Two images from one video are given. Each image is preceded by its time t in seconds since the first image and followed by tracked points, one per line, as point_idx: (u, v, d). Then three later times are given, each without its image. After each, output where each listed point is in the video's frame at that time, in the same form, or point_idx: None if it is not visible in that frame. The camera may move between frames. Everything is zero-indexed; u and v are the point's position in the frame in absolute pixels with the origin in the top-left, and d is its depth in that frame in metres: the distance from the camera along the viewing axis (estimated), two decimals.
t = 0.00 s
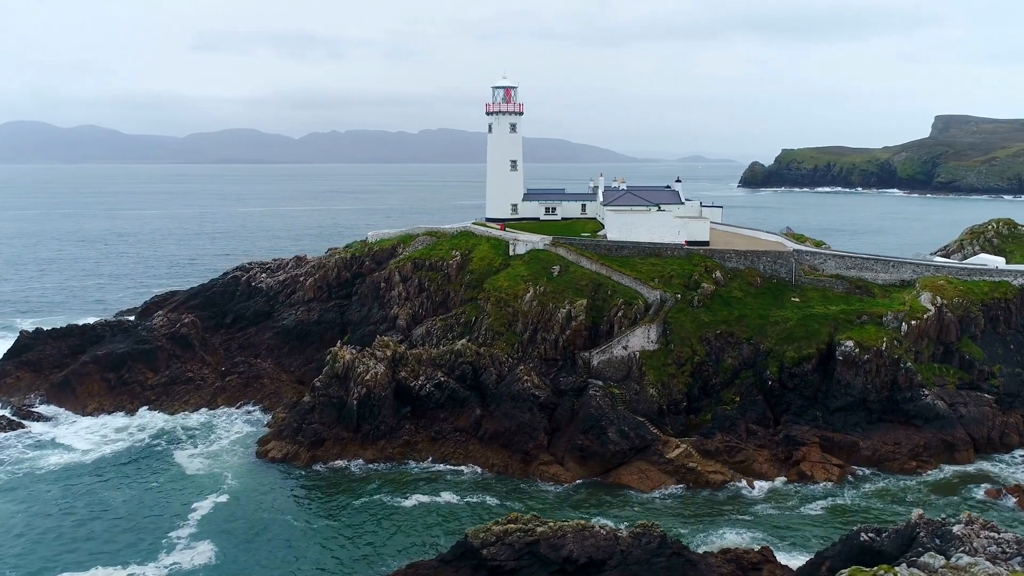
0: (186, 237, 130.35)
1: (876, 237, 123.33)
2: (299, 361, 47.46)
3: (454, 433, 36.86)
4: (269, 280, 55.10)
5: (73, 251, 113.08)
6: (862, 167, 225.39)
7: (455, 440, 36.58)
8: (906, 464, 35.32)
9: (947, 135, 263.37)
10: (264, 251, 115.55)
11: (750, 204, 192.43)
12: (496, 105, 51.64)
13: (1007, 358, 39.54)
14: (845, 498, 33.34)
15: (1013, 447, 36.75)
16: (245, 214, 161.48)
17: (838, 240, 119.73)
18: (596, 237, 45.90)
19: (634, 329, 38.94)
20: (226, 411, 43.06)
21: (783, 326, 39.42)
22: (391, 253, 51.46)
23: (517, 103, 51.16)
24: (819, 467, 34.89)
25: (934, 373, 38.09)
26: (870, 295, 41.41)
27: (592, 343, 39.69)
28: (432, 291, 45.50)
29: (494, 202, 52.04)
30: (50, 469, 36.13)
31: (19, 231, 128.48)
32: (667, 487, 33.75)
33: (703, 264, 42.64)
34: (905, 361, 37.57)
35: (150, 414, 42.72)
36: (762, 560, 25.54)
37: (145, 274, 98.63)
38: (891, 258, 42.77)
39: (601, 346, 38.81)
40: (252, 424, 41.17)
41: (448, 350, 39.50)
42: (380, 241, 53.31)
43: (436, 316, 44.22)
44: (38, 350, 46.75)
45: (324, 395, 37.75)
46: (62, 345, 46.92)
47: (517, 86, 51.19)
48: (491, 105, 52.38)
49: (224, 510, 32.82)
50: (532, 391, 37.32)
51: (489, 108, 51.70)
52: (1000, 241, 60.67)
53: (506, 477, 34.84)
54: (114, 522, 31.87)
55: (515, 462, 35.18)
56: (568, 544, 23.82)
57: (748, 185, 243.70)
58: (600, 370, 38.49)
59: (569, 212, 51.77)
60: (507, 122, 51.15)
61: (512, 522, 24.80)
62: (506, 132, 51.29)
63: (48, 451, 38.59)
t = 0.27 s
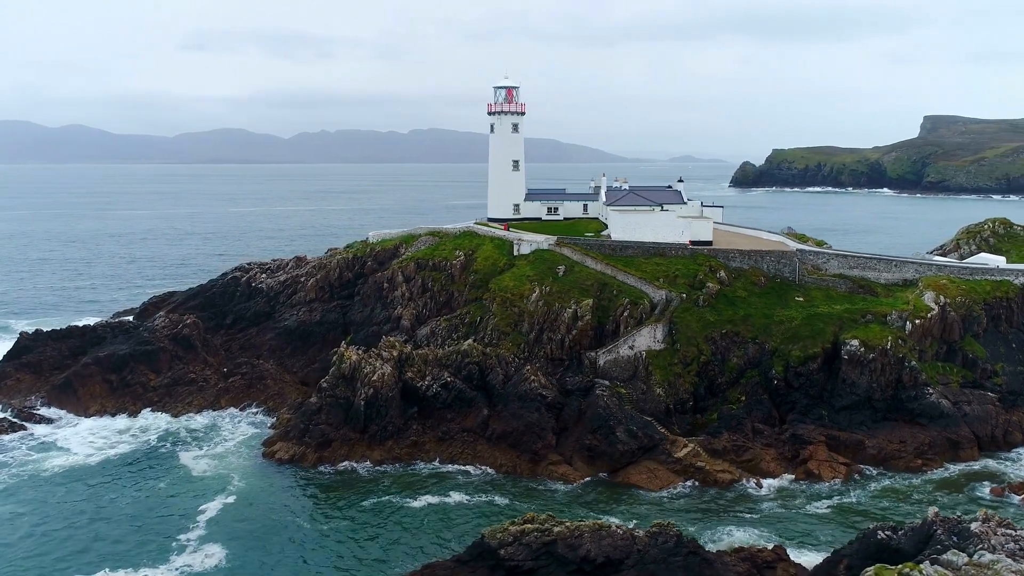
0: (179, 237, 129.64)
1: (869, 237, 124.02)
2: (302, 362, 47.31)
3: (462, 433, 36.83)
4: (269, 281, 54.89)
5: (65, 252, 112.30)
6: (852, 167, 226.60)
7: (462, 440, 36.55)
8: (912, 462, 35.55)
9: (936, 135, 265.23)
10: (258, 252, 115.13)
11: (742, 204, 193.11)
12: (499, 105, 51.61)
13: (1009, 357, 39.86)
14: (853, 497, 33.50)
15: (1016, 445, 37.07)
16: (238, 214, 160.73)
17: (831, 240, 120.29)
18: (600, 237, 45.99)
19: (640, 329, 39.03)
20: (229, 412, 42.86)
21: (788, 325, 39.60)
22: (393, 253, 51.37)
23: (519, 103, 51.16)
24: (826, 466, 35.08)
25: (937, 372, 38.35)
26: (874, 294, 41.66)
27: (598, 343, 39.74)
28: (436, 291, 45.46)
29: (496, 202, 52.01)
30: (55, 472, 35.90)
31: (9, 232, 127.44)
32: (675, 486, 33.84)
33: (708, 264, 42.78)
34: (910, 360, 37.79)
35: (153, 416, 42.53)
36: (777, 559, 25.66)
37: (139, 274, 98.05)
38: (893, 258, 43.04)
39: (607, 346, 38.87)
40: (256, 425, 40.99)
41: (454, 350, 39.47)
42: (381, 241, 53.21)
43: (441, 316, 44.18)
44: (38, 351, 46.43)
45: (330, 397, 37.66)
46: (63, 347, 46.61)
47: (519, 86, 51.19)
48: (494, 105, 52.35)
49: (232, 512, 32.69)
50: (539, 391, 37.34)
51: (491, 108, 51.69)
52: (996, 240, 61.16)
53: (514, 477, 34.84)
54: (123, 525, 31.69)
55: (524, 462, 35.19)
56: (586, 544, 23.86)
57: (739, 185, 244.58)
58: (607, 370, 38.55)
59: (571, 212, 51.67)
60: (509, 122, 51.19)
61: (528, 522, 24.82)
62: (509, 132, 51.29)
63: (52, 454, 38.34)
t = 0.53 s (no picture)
0: (171, 237, 128.88)
1: (861, 236, 124.78)
2: (304, 363, 47.15)
3: (469, 433, 36.80)
4: (269, 281, 54.66)
5: (56, 253, 111.43)
6: (842, 167, 227.89)
7: (469, 441, 36.52)
8: (917, 460, 35.79)
9: (924, 135, 267.21)
10: (252, 252, 114.69)
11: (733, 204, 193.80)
12: (499, 105, 51.60)
13: (1010, 356, 40.21)
14: (859, 495, 33.71)
15: (1018, 442, 37.40)
16: (229, 214, 159.99)
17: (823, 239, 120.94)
18: (604, 237, 46.06)
19: (646, 329, 39.12)
20: (233, 413, 42.66)
21: (792, 325, 39.79)
22: (395, 253, 51.27)
23: (520, 104, 51.15)
24: (832, 464, 35.27)
25: (941, 370, 38.63)
26: (876, 293, 41.92)
27: (603, 343, 39.80)
28: (439, 292, 45.42)
29: (498, 202, 51.98)
30: (60, 475, 35.65)
31: None
32: (683, 485, 33.93)
33: (712, 264, 42.96)
34: (913, 359, 38.04)
35: (156, 418, 42.28)
36: (791, 558, 25.80)
37: (132, 275, 97.43)
38: (895, 257, 43.32)
39: (613, 346, 38.93)
40: (260, 427, 40.77)
41: (460, 351, 39.43)
42: (382, 241, 53.08)
43: (444, 316, 44.14)
44: (38, 353, 46.07)
45: (337, 397, 37.55)
46: (62, 348, 46.25)
47: (520, 86, 51.17)
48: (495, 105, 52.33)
49: (241, 513, 32.55)
50: (546, 391, 37.35)
51: (492, 108, 51.67)
52: (991, 240, 61.70)
53: (523, 477, 34.85)
54: (130, 527, 31.45)
55: (532, 461, 35.20)
56: (603, 543, 23.89)
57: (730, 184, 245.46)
58: (612, 370, 38.62)
59: (573, 212, 51.85)
60: (511, 122, 51.22)
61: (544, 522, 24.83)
62: (510, 132, 51.33)
63: (55, 456, 38.04)
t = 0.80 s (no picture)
0: (163, 237, 128.12)
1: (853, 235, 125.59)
2: (306, 364, 47.00)
3: (475, 434, 36.78)
4: (269, 282, 54.44)
5: (47, 253, 110.58)
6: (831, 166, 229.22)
7: (476, 441, 36.50)
8: (921, 458, 36.05)
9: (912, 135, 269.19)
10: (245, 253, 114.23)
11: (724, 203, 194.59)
12: (500, 104, 51.51)
13: (1011, 354, 40.57)
14: (865, 493, 33.93)
15: (1020, 440, 37.75)
16: (220, 214, 159.18)
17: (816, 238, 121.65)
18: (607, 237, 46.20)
19: (651, 328, 39.21)
20: (236, 414, 42.47)
21: (796, 324, 40.00)
22: (397, 253, 51.19)
23: (521, 104, 51.12)
24: (838, 462, 35.48)
25: (943, 369, 38.92)
26: (878, 292, 42.20)
27: (608, 342, 39.87)
28: (442, 292, 45.39)
29: (499, 202, 51.99)
30: (64, 478, 35.39)
31: None
32: (691, 484, 34.04)
33: (715, 263, 43.15)
34: (917, 357, 38.31)
35: (159, 420, 42.04)
36: (804, 556, 25.94)
37: (125, 276, 96.82)
38: (896, 257, 43.62)
39: (618, 345, 39.01)
40: (264, 429, 40.56)
41: (465, 351, 39.39)
42: (383, 241, 52.97)
43: (447, 316, 44.12)
44: (37, 354, 45.71)
45: (343, 398, 37.44)
46: (62, 350, 45.92)
47: (521, 86, 51.13)
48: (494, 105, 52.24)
49: (249, 514, 32.42)
50: (552, 391, 37.37)
51: (493, 108, 51.63)
52: (986, 239, 62.24)
53: (530, 476, 34.88)
54: (138, 530, 31.22)
55: (540, 461, 35.23)
56: (620, 543, 23.91)
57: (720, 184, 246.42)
58: (618, 369, 38.69)
59: (573, 212, 52.08)
60: (511, 122, 51.13)
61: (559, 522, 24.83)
62: (511, 132, 51.27)
63: (58, 459, 37.74)
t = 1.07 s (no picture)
0: (153, 238, 127.33)
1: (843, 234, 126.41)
2: (307, 364, 46.88)
3: (482, 434, 36.78)
4: (268, 282, 54.19)
5: (38, 254, 109.70)
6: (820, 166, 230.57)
7: (483, 441, 36.49)
8: (924, 456, 36.33)
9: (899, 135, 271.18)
10: (237, 253, 113.69)
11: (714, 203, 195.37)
12: (500, 104, 51.44)
13: (1011, 352, 40.95)
14: (870, 491, 34.18)
15: (1021, 437, 38.12)
16: (210, 214, 158.30)
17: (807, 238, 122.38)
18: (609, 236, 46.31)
19: (656, 328, 39.32)
20: (239, 416, 42.28)
21: (799, 323, 40.23)
22: (398, 253, 51.09)
23: (522, 103, 51.08)
24: (843, 460, 35.68)
25: (944, 367, 39.23)
26: (879, 292, 42.49)
27: (613, 342, 39.96)
28: (444, 292, 45.36)
29: (500, 202, 51.99)
30: (68, 480, 35.13)
31: None
32: (698, 483, 34.16)
33: (718, 263, 43.36)
34: (919, 356, 38.61)
35: (161, 422, 41.80)
36: (816, 553, 26.11)
37: (117, 276, 96.19)
38: (897, 256, 43.93)
39: (623, 345, 39.09)
40: (268, 430, 40.34)
41: (470, 351, 39.37)
42: (383, 242, 52.86)
43: (450, 317, 44.11)
44: (36, 356, 45.36)
45: (349, 399, 37.34)
46: (61, 352, 45.59)
47: (522, 86, 51.09)
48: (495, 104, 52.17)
49: (256, 516, 32.26)
50: (558, 391, 37.41)
51: (494, 108, 51.57)
52: (980, 239, 62.81)
53: (538, 476, 34.91)
54: (145, 533, 30.99)
55: (547, 461, 35.28)
56: (635, 542, 23.97)
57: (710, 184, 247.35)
58: (623, 369, 38.79)
59: (574, 212, 52.17)
60: (512, 122, 51.06)
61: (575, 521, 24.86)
62: (511, 132, 51.22)
63: (61, 462, 37.46)
